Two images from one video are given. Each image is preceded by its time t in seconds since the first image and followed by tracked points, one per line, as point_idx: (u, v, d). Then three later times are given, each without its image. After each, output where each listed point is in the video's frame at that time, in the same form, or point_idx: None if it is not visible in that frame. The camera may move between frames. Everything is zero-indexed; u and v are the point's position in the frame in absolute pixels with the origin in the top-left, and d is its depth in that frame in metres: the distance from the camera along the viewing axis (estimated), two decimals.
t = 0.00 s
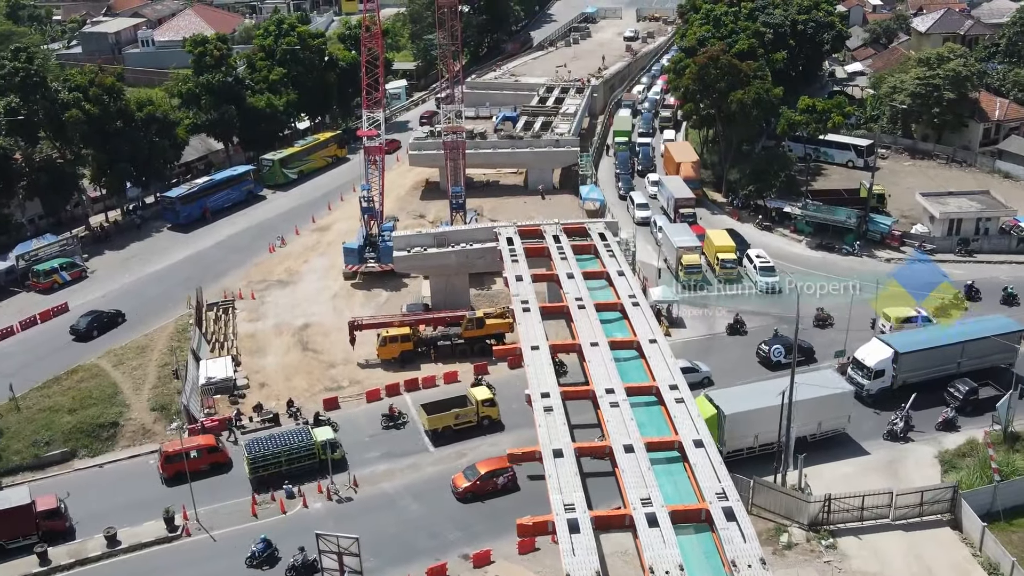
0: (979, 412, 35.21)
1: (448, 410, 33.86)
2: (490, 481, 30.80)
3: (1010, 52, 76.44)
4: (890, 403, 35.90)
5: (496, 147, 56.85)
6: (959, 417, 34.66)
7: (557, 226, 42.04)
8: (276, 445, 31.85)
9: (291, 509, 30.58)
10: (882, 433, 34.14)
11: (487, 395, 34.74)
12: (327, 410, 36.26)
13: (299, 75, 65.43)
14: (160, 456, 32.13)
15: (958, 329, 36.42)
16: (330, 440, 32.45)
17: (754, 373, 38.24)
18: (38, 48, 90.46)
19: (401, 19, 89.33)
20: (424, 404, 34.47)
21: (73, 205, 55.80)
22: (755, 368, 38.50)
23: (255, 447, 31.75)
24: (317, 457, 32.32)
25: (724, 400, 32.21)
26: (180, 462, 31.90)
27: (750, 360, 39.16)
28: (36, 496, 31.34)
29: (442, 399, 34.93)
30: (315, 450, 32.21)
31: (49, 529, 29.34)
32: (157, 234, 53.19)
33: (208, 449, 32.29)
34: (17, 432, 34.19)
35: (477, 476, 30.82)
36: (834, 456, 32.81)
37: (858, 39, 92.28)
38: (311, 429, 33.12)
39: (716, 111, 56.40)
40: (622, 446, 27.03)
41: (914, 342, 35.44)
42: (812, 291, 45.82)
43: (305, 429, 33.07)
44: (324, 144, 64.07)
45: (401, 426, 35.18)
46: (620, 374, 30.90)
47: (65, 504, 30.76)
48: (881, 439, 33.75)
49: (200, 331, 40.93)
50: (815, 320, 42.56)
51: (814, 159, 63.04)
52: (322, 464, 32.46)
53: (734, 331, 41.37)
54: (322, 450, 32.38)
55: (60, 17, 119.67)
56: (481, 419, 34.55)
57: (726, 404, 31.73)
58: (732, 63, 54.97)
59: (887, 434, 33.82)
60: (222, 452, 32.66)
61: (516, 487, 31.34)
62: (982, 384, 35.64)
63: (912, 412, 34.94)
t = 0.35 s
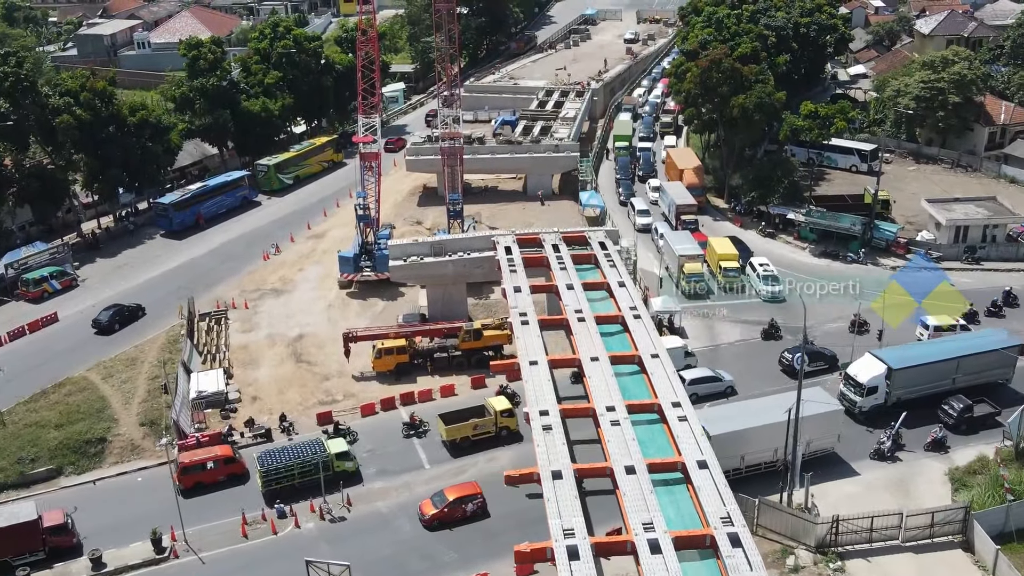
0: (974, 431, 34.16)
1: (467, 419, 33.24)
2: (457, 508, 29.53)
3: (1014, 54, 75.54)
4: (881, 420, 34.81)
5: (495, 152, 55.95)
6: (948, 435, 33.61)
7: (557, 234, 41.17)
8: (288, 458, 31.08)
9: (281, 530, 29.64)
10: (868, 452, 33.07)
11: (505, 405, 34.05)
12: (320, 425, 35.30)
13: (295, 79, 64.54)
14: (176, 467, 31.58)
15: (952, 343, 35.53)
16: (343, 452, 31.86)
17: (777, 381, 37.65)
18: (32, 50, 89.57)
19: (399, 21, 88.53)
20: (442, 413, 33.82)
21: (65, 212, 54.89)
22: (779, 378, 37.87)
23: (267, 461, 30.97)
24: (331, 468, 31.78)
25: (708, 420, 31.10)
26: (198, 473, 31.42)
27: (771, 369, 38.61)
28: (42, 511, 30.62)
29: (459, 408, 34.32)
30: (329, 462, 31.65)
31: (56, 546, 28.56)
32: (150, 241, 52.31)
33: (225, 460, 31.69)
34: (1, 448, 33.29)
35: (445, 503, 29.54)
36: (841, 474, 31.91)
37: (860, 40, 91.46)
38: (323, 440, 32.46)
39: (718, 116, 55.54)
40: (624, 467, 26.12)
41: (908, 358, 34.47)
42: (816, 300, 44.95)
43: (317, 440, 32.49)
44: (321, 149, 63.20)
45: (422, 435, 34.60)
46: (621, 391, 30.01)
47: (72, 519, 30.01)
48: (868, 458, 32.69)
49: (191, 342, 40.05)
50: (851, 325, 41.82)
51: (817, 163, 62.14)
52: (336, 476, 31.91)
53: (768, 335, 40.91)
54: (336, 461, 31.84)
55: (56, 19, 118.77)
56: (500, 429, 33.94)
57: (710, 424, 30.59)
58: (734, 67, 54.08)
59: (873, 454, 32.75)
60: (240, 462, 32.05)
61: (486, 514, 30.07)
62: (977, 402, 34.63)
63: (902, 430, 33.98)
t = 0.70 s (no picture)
0: (969, 450, 33.10)
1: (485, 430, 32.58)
2: (422, 536, 28.22)
3: (1019, 57, 74.61)
4: (872, 439, 33.96)
5: (493, 157, 55.03)
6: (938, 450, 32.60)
7: (555, 243, 40.31)
8: (303, 470, 30.43)
9: (271, 551, 28.66)
10: (856, 471, 32.22)
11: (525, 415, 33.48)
12: (313, 440, 34.39)
13: (291, 82, 63.63)
14: (193, 478, 30.99)
15: (946, 359, 34.55)
16: (359, 464, 31.24)
17: (802, 390, 37.03)
18: (27, 53, 88.84)
19: (397, 23, 87.69)
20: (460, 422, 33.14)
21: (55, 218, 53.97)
22: (803, 386, 37.26)
23: (281, 473, 30.27)
24: (347, 480, 31.11)
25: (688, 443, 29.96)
26: (216, 485, 30.86)
27: (795, 377, 38.04)
28: (49, 527, 29.83)
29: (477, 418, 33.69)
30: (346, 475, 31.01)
31: (63, 562, 27.83)
32: (143, 248, 51.42)
33: (242, 471, 31.16)
34: None
35: (409, 532, 28.21)
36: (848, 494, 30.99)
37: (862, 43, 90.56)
38: (337, 453, 31.82)
39: (720, 120, 54.67)
40: (625, 490, 25.15)
41: (900, 375, 33.53)
42: (820, 309, 44.09)
43: (332, 453, 31.83)
44: (317, 154, 62.35)
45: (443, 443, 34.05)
46: (621, 408, 29.09)
47: (80, 534, 29.24)
48: (855, 479, 31.81)
49: (182, 353, 39.19)
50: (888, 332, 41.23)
51: (820, 168, 61.25)
52: (352, 488, 31.26)
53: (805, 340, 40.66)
54: (352, 473, 31.18)
55: (52, 21, 117.93)
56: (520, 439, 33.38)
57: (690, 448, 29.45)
58: (736, 71, 53.19)
59: (861, 474, 31.86)
60: (257, 474, 31.57)
61: (453, 542, 28.77)
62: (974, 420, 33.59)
63: (892, 449, 33.11)
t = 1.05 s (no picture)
0: (963, 470, 32.08)
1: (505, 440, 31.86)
2: (382, 568, 26.42)
3: None
4: (861, 459, 32.82)
5: (491, 163, 54.16)
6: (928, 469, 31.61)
7: (554, 252, 39.44)
8: (319, 483, 29.70)
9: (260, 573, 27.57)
10: (842, 494, 31.04)
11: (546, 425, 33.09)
12: (306, 455, 33.50)
13: (287, 86, 62.73)
14: (212, 489, 30.29)
15: (939, 376, 33.54)
16: (377, 476, 30.31)
17: (827, 398, 36.44)
18: (21, 55, 87.97)
19: (395, 25, 86.82)
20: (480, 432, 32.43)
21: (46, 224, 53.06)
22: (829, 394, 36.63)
23: (297, 487, 29.58)
24: (364, 493, 30.22)
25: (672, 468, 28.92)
26: (235, 496, 30.16)
27: (819, 385, 37.49)
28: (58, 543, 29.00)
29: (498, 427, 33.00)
30: (364, 487, 30.14)
31: None
32: (135, 256, 50.52)
33: (261, 481, 30.52)
34: None
35: (368, 563, 26.40)
36: (855, 512, 30.10)
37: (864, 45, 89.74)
38: (355, 465, 30.97)
39: (722, 125, 53.80)
40: (626, 514, 24.18)
41: (892, 393, 32.42)
42: (824, 318, 43.21)
43: (349, 465, 31.01)
44: (313, 158, 61.50)
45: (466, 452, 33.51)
46: (622, 427, 28.15)
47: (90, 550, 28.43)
48: (842, 501, 30.67)
49: (172, 366, 38.32)
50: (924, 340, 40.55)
51: (824, 172, 60.42)
52: (369, 502, 30.40)
53: (842, 344, 40.28)
54: (370, 486, 30.29)
55: (47, 22, 116.96)
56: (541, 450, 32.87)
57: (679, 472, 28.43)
58: (737, 75, 52.28)
59: (848, 496, 30.74)
60: (276, 485, 30.90)
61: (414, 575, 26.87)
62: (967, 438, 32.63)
63: (882, 468, 32.00)
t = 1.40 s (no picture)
0: (957, 492, 30.97)
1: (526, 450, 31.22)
2: None
3: None
4: (851, 480, 31.68)
5: (489, 168, 53.27)
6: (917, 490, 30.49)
7: (553, 262, 38.53)
8: (338, 495, 28.91)
9: None
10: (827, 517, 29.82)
11: (566, 436, 32.55)
12: (298, 472, 32.64)
13: (282, 90, 61.82)
14: (232, 500, 29.60)
15: (930, 394, 32.53)
16: (396, 489, 29.63)
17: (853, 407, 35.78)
18: (16, 58, 87.13)
19: (393, 28, 85.92)
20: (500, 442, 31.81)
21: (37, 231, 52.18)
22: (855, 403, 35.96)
23: (315, 499, 28.79)
24: (382, 506, 29.53)
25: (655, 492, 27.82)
26: (256, 507, 29.47)
27: (845, 394, 36.81)
28: (70, 557, 28.43)
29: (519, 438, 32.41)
30: (383, 500, 29.45)
31: None
32: (126, 264, 49.64)
33: (283, 492, 29.79)
34: None
35: None
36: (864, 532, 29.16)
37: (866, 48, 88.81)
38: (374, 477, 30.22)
39: (724, 130, 52.97)
40: (627, 539, 23.22)
41: (882, 411, 31.44)
42: (828, 327, 42.32)
43: (368, 476, 30.24)
44: (309, 163, 60.61)
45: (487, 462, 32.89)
46: (623, 447, 27.20)
47: (103, 565, 27.87)
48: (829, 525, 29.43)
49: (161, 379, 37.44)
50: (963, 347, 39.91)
51: (827, 177, 59.55)
52: (386, 514, 29.67)
53: (884, 350, 39.86)
54: (388, 499, 29.61)
55: (43, 24, 116.05)
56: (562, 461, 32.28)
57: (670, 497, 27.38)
58: (738, 79, 51.38)
59: (833, 519, 29.58)
60: (298, 496, 30.15)
61: None
62: (960, 458, 31.53)
63: (871, 490, 30.84)
